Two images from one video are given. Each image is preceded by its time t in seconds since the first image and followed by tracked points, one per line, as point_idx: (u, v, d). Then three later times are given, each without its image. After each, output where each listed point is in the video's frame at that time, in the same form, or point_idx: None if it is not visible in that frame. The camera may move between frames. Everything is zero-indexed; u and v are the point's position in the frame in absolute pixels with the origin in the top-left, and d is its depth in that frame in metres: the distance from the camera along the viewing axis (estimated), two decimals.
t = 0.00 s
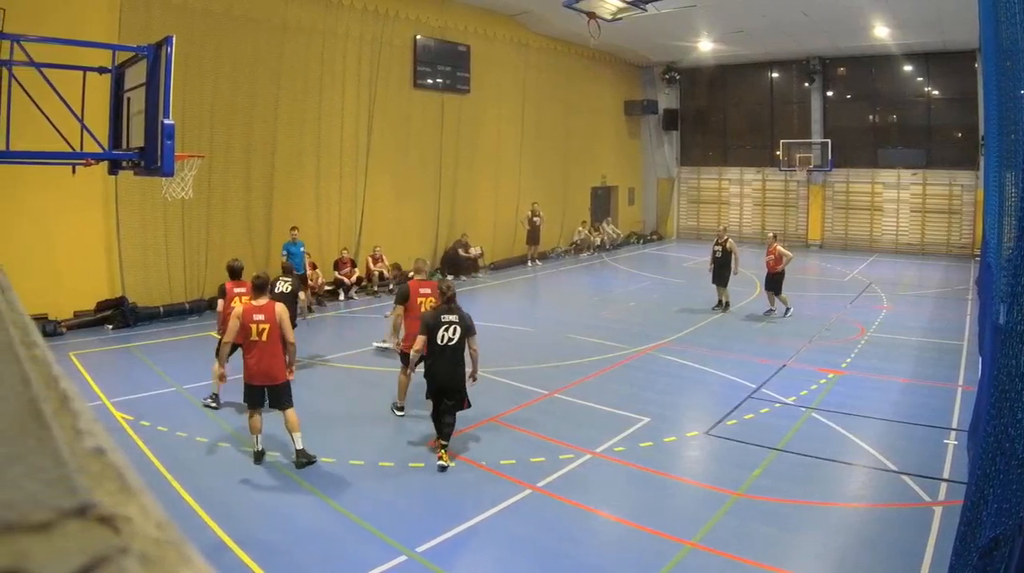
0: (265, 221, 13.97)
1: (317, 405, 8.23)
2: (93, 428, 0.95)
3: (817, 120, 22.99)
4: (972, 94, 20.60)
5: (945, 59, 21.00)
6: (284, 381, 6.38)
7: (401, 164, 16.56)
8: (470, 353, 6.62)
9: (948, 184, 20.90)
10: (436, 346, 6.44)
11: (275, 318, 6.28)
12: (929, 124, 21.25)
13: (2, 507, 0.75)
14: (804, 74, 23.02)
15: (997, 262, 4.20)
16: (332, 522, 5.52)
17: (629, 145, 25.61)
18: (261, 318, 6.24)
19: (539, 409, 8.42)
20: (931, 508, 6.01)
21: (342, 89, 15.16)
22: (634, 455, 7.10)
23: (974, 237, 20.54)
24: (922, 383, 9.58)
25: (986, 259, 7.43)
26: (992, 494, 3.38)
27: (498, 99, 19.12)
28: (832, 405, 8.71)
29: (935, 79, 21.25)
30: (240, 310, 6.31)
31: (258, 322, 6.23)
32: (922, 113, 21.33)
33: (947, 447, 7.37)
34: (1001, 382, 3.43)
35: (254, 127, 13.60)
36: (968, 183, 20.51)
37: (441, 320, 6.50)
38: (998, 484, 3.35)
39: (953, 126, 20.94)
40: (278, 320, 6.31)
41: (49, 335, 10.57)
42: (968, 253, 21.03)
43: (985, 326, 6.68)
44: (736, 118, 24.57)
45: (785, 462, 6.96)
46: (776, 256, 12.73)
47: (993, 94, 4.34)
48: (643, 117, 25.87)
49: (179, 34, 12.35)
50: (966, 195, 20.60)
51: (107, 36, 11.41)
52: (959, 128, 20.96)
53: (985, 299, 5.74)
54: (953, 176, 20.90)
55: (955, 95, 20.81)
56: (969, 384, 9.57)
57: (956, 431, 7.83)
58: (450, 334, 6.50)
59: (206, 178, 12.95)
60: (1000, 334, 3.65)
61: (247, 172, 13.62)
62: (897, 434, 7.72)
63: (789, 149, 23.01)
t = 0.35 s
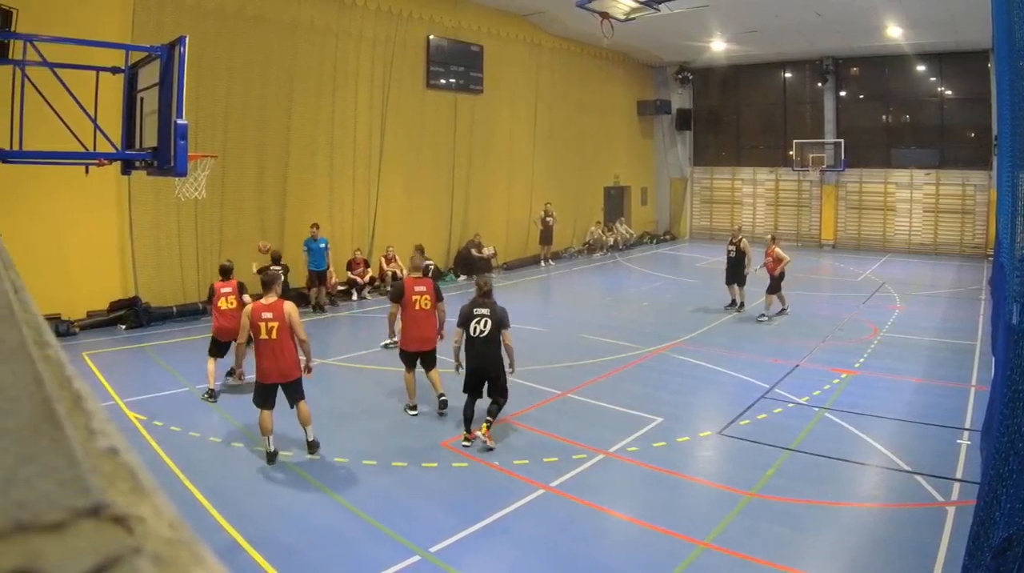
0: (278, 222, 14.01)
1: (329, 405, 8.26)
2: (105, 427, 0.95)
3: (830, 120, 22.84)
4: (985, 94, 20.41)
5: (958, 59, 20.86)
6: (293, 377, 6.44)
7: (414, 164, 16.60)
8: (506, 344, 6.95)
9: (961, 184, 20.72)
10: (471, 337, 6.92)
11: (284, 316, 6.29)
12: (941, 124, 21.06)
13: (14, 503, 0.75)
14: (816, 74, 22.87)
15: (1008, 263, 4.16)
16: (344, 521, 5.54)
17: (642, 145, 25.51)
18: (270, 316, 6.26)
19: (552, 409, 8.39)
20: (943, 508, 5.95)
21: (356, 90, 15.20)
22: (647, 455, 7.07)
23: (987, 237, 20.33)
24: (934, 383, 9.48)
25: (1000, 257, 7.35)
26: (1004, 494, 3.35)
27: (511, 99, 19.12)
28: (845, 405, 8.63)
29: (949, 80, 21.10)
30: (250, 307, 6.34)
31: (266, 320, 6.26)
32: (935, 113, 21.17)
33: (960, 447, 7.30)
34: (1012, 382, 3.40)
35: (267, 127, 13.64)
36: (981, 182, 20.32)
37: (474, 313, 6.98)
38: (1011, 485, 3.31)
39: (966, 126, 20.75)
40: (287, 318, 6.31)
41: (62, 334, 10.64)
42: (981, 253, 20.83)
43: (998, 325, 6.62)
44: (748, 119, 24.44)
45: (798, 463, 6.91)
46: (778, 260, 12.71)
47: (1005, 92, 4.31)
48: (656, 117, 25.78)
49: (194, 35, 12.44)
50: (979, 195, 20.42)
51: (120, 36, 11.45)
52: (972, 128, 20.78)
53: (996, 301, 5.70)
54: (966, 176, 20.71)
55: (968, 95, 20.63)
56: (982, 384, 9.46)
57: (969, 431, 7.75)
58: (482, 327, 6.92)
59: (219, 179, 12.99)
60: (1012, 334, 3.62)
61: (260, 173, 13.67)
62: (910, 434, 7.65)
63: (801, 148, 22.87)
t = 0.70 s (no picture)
0: (291, 222, 14.05)
1: (342, 405, 8.28)
2: (118, 427, 0.94)
3: (843, 120, 22.69)
4: (999, 94, 20.27)
5: (971, 59, 20.72)
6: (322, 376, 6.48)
7: (426, 164, 16.63)
8: (557, 344, 7.10)
9: (974, 184, 20.62)
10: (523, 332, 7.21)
11: (314, 316, 6.35)
12: (954, 124, 20.92)
13: (28, 504, 0.74)
14: (830, 74, 22.73)
15: None
16: (357, 521, 5.56)
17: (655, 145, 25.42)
18: (299, 316, 6.34)
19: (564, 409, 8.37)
20: (957, 508, 5.90)
21: (369, 90, 15.23)
22: (660, 455, 7.03)
23: (1001, 237, 20.21)
24: (947, 383, 9.39)
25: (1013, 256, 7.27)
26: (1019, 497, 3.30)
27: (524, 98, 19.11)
28: (859, 405, 8.55)
29: (962, 80, 20.95)
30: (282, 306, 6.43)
31: (297, 320, 6.35)
32: (948, 113, 21.03)
33: (973, 447, 7.23)
34: None
35: (280, 127, 13.68)
36: (994, 183, 20.22)
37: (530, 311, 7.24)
38: None
39: (979, 126, 20.61)
40: (316, 318, 6.37)
41: (75, 334, 10.68)
42: (995, 253, 20.70)
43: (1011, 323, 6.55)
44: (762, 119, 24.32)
45: (812, 463, 6.85)
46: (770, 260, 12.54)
47: (1020, 91, 4.26)
48: (670, 117, 25.67)
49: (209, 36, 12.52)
50: (993, 195, 20.32)
51: (133, 36, 11.48)
52: (985, 128, 20.62)
53: (1011, 300, 5.65)
54: (979, 176, 20.66)
55: (981, 95, 20.47)
56: (996, 384, 9.37)
57: (982, 431, 7.68)
58: (535, 324, 7.17)
59: (232, 179, 13.04)
60: None
61: (273, 173, 13.70)
62: (923, 434, 7.58)
63: (814, 148, 22.76)
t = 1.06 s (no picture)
0: (305, 222, 14.11)
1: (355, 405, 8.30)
2: (132, 427, 0.93)
3: (857, 120, 22.52)
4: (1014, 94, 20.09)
5: (985, 59, 20.53)
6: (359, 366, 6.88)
7: (441, 163, 16.65)
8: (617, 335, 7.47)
9: (988, 184, 20.49)
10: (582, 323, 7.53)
11: (350, 308, 6.76)
12: (968, 124, 20.77)
13: (41, 504, 0.74)
14: (844, 73, 22.57)
15: None
16: (370, 520, 5.57)
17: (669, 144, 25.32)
18: (336, 308, 6.77)
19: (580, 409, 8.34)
20: (972, 508, 5.86)
21: (383, 89, 15.27)
22: (674, 456, 6.99)
23: (1015, 237, 20.07)
24: (962, 383, 9.29)
25: None
26: None
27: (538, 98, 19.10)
28: (874, 405, 8.47)
29: (976, 79, 20.77)
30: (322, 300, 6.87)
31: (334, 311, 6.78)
32: (962, 113, 20.87)
33: (988, 447, 7.16)
34: None
35: (294, 127, 13.72)
36: (1008, 182, 20.08)
37: (586, 302, 7.56)
38: None
39: (993, 126, 20.45)
40: (353, 310, 6.77)
41: (90, 334, 10.74)
42: (1009, 253, 20.55)
43: None
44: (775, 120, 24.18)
45: (827, 463, 6.79)
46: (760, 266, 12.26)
47: None
48: (683, 117, 25.56)
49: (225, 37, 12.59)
50: (1007, 195, 20.20)
51: (147, 36, 11.55)
52: (999, 128, 20.45)
53: None
54: (993, 176, 20.55)
55: (995, 95, 20.27)
56: (1011, 384, 9.27)
57: (996, 431, 7.61)
58: (594, 315, 7.50)
59: (247, 178, 13.10)
60: None
61: (286, 173, 13.74)
62: (937, 434, 7.51)
63: (828, 148, 22.61)
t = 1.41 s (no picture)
0: (319, 223, 14.16)
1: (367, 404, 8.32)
2: (144, 427, 0.92)
3: (870, 120, 22.39)
4: None
5: (999, 59, 20.34)
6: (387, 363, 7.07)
7: (453, 163, 16.67)
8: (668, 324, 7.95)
9: (1002, 184, 20.36)
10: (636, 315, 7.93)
11: (378, 306, 6.97)
12: (981, 124, 20.62)
13: (55, 503, 0.74)
14: (857, 73, 22.43)
15: None
16: (381, 520, 5.59)
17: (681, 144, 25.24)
18: (366, 306, 6.97)
19: (592, 409, 8.32)
20: (985, 508, 5.81)
21: (396, 89, 15.30)
22: (687, 456, 6.95)
23: None
24: (975, 383, 9.19)
25: None
26: None
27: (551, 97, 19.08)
28: (888, 405, 8.39)
29: (989, 79, 20.59)
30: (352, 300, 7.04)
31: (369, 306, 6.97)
32: (975, 113, 20.73)
33: (1002, 447, 7.10)
34: None
35: (307, 127, 13.76)
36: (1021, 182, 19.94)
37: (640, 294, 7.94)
38: None
39: (1006, 126, 20.30)
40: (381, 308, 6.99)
41: (102, 334, 10.79)
42: None
43: None
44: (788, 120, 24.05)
45: (840, 463, 6.74)
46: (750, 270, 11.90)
47: None
48: (696, 117, 25.45)
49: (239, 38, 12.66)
50: (1020, 195, 20.10)
51: (160, 36, 11.62)
52: (1013, 128, 20.29)
53: None
54: (1007, 176, 20.41)
55: (1009, 95, 20.09)
56: None
57: (1010, 431, 7.53)
58: (647, 307, 7.92)
59: (260, 178, 13.15)
60: None
61: (299, 173, 13.78)
62: (951, 434, 7.44)
63: (841, 149, 22.50)
